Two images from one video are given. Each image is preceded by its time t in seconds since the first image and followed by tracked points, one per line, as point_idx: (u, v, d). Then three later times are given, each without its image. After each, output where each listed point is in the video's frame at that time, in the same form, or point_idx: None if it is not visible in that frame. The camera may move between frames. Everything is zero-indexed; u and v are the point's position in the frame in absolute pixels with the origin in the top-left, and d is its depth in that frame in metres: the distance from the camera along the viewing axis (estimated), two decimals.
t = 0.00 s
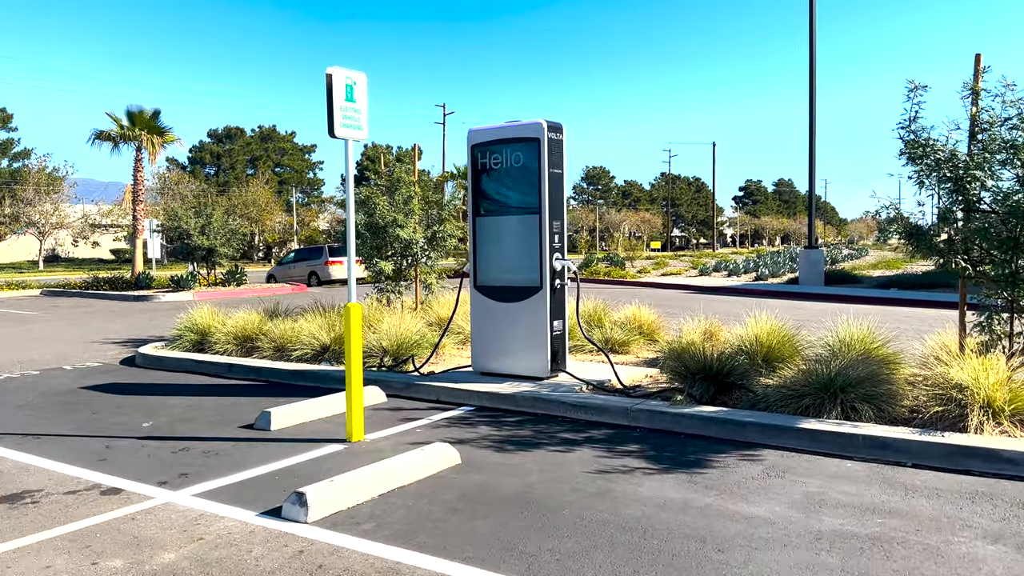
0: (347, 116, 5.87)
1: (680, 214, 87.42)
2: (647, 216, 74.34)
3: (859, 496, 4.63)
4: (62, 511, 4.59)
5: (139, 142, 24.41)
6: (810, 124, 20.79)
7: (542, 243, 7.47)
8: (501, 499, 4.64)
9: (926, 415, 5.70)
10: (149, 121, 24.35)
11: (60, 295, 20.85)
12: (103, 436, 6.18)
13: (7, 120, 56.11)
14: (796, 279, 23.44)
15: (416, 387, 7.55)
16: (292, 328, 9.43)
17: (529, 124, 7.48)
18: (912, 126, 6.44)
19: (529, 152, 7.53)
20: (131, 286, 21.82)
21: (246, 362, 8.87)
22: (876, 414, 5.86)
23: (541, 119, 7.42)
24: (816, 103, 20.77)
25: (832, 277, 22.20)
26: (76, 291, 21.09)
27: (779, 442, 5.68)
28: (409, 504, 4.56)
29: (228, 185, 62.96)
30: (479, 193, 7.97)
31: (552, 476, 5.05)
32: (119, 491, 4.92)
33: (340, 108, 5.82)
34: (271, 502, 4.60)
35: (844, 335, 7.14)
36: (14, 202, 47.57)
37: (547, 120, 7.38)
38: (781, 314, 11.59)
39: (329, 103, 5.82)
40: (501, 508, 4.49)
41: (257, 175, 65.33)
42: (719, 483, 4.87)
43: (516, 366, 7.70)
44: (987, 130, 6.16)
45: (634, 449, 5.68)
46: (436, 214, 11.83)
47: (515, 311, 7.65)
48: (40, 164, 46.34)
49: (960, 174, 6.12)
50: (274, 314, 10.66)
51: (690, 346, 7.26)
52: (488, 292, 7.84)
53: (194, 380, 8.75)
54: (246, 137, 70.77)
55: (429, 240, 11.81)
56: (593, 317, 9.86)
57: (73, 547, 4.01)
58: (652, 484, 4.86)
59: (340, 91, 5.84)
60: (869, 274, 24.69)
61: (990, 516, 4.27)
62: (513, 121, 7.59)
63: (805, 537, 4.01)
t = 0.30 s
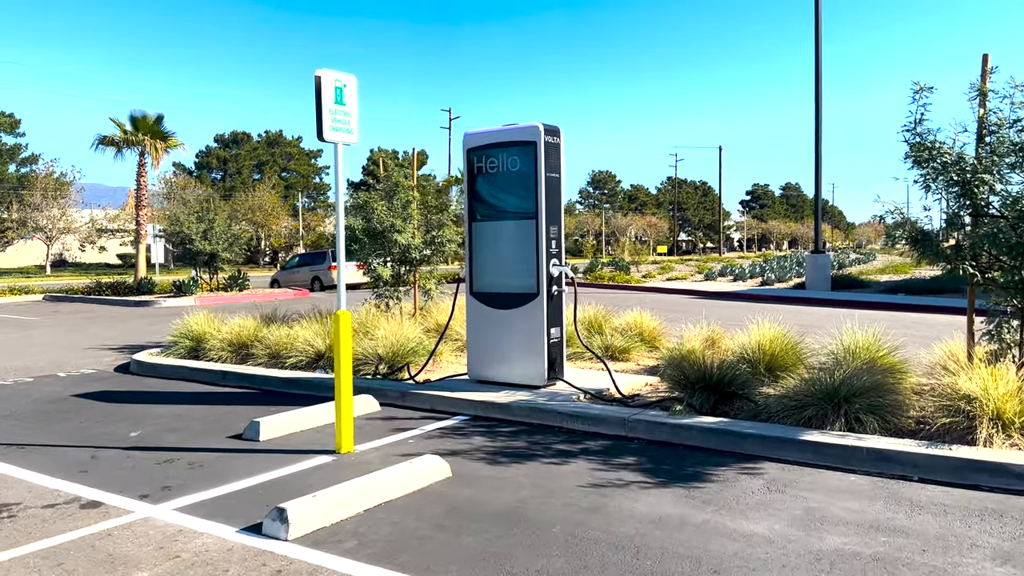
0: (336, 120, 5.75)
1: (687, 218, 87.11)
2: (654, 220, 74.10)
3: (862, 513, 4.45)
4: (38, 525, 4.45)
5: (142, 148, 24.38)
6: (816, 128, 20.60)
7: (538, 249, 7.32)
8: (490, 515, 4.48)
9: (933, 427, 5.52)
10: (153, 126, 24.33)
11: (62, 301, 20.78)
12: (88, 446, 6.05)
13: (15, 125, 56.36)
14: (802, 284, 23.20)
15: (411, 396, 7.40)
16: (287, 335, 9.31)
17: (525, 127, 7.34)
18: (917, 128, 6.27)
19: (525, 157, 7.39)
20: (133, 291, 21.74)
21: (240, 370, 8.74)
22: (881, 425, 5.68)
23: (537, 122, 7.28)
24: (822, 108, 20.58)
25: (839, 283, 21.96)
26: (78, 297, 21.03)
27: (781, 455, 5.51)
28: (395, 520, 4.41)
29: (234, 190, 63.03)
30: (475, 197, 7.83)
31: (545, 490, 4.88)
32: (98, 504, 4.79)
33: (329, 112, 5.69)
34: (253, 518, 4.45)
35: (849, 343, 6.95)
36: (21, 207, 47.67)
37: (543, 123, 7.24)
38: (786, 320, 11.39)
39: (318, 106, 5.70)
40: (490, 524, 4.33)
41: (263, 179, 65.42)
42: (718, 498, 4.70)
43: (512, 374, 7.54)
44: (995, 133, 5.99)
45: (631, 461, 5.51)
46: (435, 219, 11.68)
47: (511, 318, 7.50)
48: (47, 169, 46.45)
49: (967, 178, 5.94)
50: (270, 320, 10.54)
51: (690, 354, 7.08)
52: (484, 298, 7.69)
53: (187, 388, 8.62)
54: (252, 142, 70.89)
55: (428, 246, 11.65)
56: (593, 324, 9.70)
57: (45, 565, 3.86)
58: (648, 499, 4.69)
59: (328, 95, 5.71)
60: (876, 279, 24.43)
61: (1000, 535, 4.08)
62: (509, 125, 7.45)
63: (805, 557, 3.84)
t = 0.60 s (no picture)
0: (330, 126, 5.67)
1: (695, 225, 86.81)
2: (661, 227, 73.87)
3: (868, 531, 4.30)
4: (20, 541, 4.34)
5: (148, 155, 24.41)
6: (823, 135, 20.42)
7: (538, 257, 7.21)
8: (483, 532, 4.35)
9: (942, 441, 5.36)
10: (158, 133, 24.38)
11: (66, 308, 20.76)
12: (79, 458, 5.95)
13: (25, 133, 56.74)
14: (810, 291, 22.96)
15: (408, 406, 7.28)
16: (285, 344, 9.21)
17: (525, 134, 7.24)
18: (924, 134, 6.13)
19: (524, 164, 7.29)
20: (138, 298, 21.72)
21: (238, 379, 8.64)
22: (888, 438, 5.52)
23: (537, 129, 7.18)
24: (829, 114, 20.42)
25: (847, 290, 21.74)
26: (83, 304, 21.01)
27: (784, 470, 5.35)
28: (385, 537, 4.28)
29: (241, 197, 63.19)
30: (473, 204, 7.73)
31: (540, 506, 4.75)
32: (83, 519, 4.68)
33: (322, 117, 5.61)
34: (240, 534, 4.33)
35: (856, 353, 6.79)
36: (30, 214, 47.86)
37: (543, 130, 7.13)
38: (792, 329, 11.22)
39: (311, 112, 5.62)
40: (482, 542, 4.20)
41: (270, 187, 65.57)
42: (718, 515, 4.55)
43: (511, 384, 7.42)
44: (1005, 138, 5.84)
45: (630, 475, 5.37)
46: (436, 226, 11.55)
47: (510, 328, 7.38)
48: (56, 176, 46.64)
49: (976, 185, 5.80)
50: (270, 328, 10.45)
51: (693, 365, 6.93)
52: (483, 307, 7.58)
53: (184, 397, 8.53)
54: (260, 149, 71.13)
55: (429, 253, 11.55)
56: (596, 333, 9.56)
57: None
58: (646, 516, 4.55)
59: (322, 100, 5.64)
60: (885, 286, 24.17)
61: (1011, 555, 3.92)
62: (508, 131, 7.35)
63: None
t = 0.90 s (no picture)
0: (332, 133, 5.59)
1: (705, 234, 86.48)
2: (671, 237, 73.63)
3: (885, 551, 4.13)
4: (12, 556, 4.25)
5: (157, 164, 24.48)
6: (834, 145, 20.25)
7: (544, 266, 7.10)
8: (485, 551, 4.21)
9: (960, 457, 5.18)
10: (168, 143, 24.49)
11: (74, 317, 20.77)
12: (77, 471, 5.86)
13: (38, 143, 57.20)
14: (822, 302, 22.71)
15: (412, 418, 7.16)
16: (290, 354, 9.12)
17: (531, 141, 7.15)
18: (939, 141, 5.99)
19: (531, 172, 7.20)
20: (145, 308, 21.71)
21: (241, 390, 8.55)
22: (903, 454, 5.35)
23: (544, 137, 7.09)
24: (840, 124, 20.25)
25: (860, 301, 21.49)
26: (91, 313, 21.02)
27: (796, 486, 5.20)
28: (385, 555, 4.16)
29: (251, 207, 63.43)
30: (479, 213, 7.63)
31: (545, 524, 4.61)
32: (77, 534, 4.57)
33: (324, 124, 5.53)
34: (235, 551, 4.22)
35: (869, 366, 6.63)
36: (42, 223, 48.16)
37: (550, 138, 7.05)
38: (803, 341, 11.04)
39: (313, 119, 5.55)
40: (485, 561, 4.07)
41: (280, 196, 65.77)
42: (729, 533, 4.40)
43: (517, 396, 7.29)
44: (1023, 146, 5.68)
45: (637, 491, 5.23)
46: (443, 234, 11.39)
47: (516, 338, 7.26)
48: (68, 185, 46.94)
49: (993, 194, 5.64)
50: (274, 338, 10.35)
51: (702, 377, 6.77)
52: (489, 317, 7.46)
53: (187, 408, 8.44)
54: (270, 159, 71.46)
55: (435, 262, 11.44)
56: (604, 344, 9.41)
57: None
58: (654, 534, 4.40)
59: (324, 106, 5.56)
60: (898, 297, 23.90)
61: None
62: (514, 139, 7.27)
63: None
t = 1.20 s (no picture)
0: (338, 145, 5.49)
1: (715, 244, 86.11)
2: (681, 246, 73.35)
3: None
4: None
5: (167, 174, 24.54)
6: (847, 155, 20.06)
7: (555, 279, 6.97)
8: None
9: (986, 477, 4.99)
10: (179, 153, 24.57)
11: (84, 328, 20.77)
12: (79, 488, 5.76)
13: (51, 153, 57.61)
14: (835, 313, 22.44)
15: (419, 434, 7.03)
16: (297, 367, 9.02)
17: (541, 152, 7.04)
18: (961, 151, 5.82)
19: (540, 183, 7.08)
20: (155, 318, 21.69)
21: (247, 404, 8.45)
22: (926, 474, 5.17)
23: (554, 148, 6.98)
24: (853, 134, 20.06)
25: (874, 312, 21.23)
26: (101, 324, 21.02)
27: (815, 507, 5.03)
28: None
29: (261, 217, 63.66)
30: (488, 225, 7.52)
31: (555, 547, 4.46)
32: (75, 555, 4.46)
33: (331, 136, 5.44)
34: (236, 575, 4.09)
35: (888, 382, 6.44)
36: (54, 233, 48.44)
37: (560, 148, 6.93)
38: (818, 354, 10.84)
39: (319, 130, 5.45)
40: None
41: (291, 207, 66.00)
42: (747, 558, 4.24)
43: (527, 411, 7.14)
44: None
45: (651, 512, 5.07)
46: (452, 245, 11.31)
47: (526, 352, 7.13)
48: (80, 196, 47.23)
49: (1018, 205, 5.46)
50: (282, 350, 10.26)
51: (716, 392, 6.61)
52: (498, 330, 7.34)
53: (193, 422, 8.35)
54: (281, 170, 71.77)
55: (445, 274, 11.34)
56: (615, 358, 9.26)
57: None
58: (668, 559, 4.24)
59: (330, 118, 5.46)
60: (912, 308, 23.60)
61: None
62: (524, 150, 7.16)
63: None
